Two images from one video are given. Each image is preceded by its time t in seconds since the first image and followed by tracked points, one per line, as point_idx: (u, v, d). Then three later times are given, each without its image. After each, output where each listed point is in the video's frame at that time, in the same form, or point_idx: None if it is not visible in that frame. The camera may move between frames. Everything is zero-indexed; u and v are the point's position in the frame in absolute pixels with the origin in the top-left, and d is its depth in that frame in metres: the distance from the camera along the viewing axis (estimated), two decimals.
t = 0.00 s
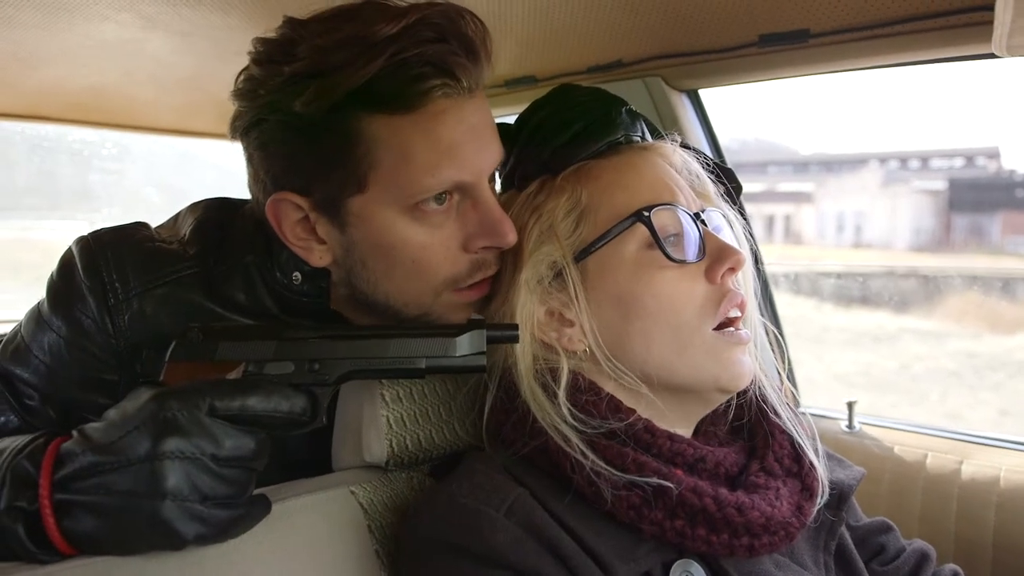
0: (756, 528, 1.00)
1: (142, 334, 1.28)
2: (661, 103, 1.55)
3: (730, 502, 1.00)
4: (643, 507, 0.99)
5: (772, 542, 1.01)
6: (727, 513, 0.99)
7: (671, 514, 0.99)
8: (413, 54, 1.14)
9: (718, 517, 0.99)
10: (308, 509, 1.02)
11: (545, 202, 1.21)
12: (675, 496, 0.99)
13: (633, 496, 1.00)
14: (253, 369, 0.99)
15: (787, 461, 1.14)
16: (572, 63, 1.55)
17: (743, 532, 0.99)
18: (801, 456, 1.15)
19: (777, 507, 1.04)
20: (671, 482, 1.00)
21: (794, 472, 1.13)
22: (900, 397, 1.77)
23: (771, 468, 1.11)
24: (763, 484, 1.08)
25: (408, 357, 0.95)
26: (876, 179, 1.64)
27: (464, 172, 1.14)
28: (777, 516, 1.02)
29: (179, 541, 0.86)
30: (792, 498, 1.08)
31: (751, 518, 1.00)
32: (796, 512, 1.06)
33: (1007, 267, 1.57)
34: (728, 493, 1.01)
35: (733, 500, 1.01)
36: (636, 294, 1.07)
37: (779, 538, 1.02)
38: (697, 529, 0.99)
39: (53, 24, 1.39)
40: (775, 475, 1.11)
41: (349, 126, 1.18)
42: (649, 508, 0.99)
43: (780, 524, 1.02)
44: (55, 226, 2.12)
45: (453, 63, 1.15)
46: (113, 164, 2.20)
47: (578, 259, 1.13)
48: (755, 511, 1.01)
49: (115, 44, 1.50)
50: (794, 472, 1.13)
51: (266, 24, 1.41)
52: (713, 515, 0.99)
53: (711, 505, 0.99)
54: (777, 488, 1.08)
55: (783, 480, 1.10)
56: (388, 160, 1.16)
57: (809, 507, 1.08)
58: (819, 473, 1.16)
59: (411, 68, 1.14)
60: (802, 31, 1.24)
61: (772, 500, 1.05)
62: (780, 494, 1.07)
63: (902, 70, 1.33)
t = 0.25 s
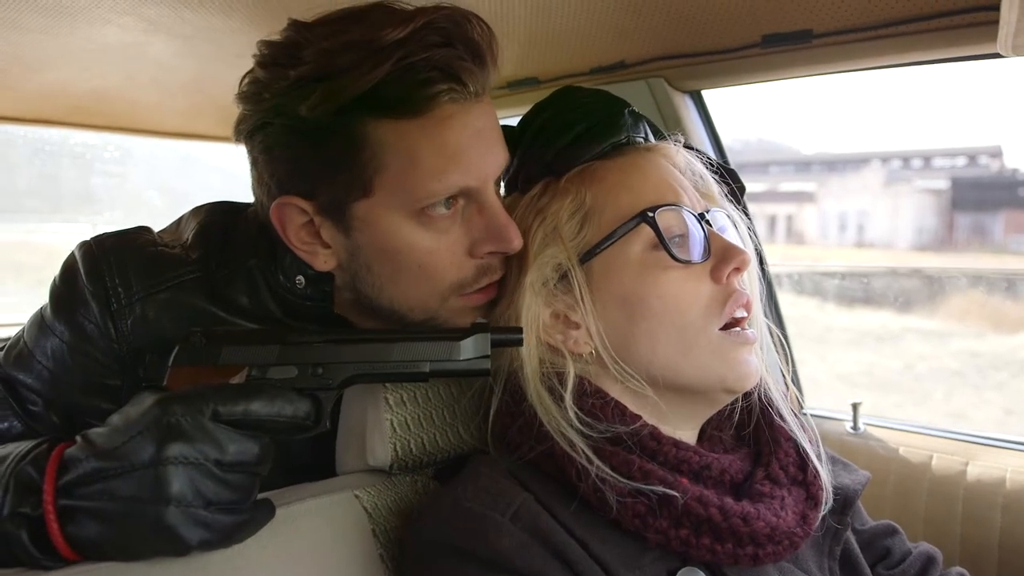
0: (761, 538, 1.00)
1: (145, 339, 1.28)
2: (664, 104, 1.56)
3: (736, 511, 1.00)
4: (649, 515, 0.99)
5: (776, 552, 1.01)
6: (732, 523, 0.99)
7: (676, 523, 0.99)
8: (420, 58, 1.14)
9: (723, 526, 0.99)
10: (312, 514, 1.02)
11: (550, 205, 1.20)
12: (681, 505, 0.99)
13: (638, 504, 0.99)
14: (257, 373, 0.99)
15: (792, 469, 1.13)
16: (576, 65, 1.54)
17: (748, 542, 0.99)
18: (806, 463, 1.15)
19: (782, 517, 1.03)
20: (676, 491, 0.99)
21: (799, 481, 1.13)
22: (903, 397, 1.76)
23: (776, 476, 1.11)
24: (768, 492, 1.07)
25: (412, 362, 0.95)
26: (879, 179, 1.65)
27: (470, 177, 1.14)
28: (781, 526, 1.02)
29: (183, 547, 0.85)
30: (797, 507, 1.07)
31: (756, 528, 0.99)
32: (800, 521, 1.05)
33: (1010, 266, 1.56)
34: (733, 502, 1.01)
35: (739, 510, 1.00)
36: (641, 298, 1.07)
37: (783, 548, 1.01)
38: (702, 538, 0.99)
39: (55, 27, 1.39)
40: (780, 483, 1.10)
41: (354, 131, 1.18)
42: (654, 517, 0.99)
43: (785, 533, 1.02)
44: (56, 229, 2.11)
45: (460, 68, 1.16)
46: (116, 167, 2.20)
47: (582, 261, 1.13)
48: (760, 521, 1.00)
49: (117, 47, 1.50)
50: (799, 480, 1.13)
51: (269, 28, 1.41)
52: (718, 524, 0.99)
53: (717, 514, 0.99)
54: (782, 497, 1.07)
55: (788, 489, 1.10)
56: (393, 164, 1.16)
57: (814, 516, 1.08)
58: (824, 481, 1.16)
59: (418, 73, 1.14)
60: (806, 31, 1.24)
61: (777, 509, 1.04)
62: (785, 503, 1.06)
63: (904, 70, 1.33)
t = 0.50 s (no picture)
0: (768, 545, 0.99)
1: (150, 343, 1.28)
2: (669, 105, 1.55)
3: (744, 518, 0.99)
4: (656, 522, 0.99)
5: (783, 558, 1.00)
6: (739, 530, 0.99)
7: (683, 529, 0.98)
8: (426, 61, 1.14)
9: (731, 533, 0.98)
10: (319, 518, 1.02)
11: (554, 207, 1.20)
12: (688, 511, 0.99)
13: (646, 509, 0.99)
14: (262, 377, 0.99)
15: (799, 475, 1.13)
16: (580, 66, 1.54)
17: (755, 549, 0.99)
18: (813, 469, 1.15)
19: (790, 524, 1.03)
20: (684, 497, 0.99)
21: (806, 487, 1.12)
22: (909, 397, 1.75)
23: (783, 482, 1.11)
24: (776, 499, 1.07)
25: (417, 364, 0.94)
26: (881, 179, 1.64)
27: (476, 180, 1.14)
28: (789, 533, 1.01)
29: (189, 551, 0.85)
30: (804, 514, 1.07)
31: (763, 535, 0.99)
32: (807, 528, 1.05)
33: (1015, 264, 1.55)
34: (741, 509, 1.00)
35: (746, 517, 1.00)
36: (647, 300, 1.06)
37: (790, 555, 1.01)
38: (709, 545, 0.98)
39: (59, 30, 1.39)
40: (787, 490, 1.10)
41: (359, 134, 1.17)
42: (661, 522, 0.99)
43: (792, 541, 1.01)
44: (58, 230, 2.13)
45: (466, 71, 1.16)
46: (120, 169, 2.20)
47: (587, 262, 1.12)
48: (768, 528, 1.00)
49: (121, 50, 1.50)
50: (806, 487, 1.12)
51: (273, 30, 1.40)
52: (726, 531, 0.98)
53: (724, 521, 0.98)
54: (789, 504, 1.07)
55: (796, 496, 1.10)
56: (399, 166, 1.16)
57: (821, 523, 1.08)
58: (831, 487, 1.16)
59: (424, 76, 1.14)
60: (810, 32, 1.23)
61: (784, 516, 1.04)
62: (792, 510, 1.06)
63: (908, 71, 1.32)
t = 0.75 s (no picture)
0: (773, 541, 0.99)
1: (153, 345, 1.28)
2: (671, 103, 1.55)
3: (749, 515, 0.99)
4: (661, 518, 0.98)
5: (789, 555, 1.00)
6: (745, 526, 0.98)
7: (688, 526, 0.98)
8: (428, 60, 1.14)
9: (736, 529, 0.98)
10: (323, 518, 1.01)
11: (557, 206, 1.20)
12: (694, 507, 0.98)
13: (651, 506, 0.99)
14: (265, 377, 0.99)
15: (805, 471, 1.12)
16: (582, 64, 1.54)
17: (761, 546, 0.98)
18: (819, 465, 1.14)
19: (796, 521, 1.03)
20: (689, 494, 0.99)
21: (812, 484, 1.12)
22: (912, 394, 1.76)
23: (789, 479, 1.10)
24: (782, 495, 1.07)
25: (420, 362, 0.94)
26: (884, 175, 1.65)
27: (479, 178, 1.14)
28: (794, 530, 1.01)
29: (193, 551, 0.85)
30: (810, 510, 1.06)
31: (769, 531, 0.99)
32: (813, 525, 1.05)
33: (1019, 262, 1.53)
34: (746, 505, 1.00)
35: (752, 513, 1.00)
36: (650, 298, 1.06)
37: (796, 552, 1.01)
38: (715, 541, 0.98)
39: (60, 32, 1.39)
40: (793, 486, 1.10)
41: (361, 133, 1.17)
42: (667, 519, 0.99)
43: (798, 537, 1.01)
44: (60, 233, 2.12)
45: (468, 69, 1.16)
46: (122, 171, 2.20)
47: (590, 261, 1.12)
48: (773, 525, 1.00)
49: (121, 52, 1.50)
50: (812, 483, 1.12)
51: (273, 31, 1.40)
52: (731, 527, 0.98)
53: (730, 517, 0.98)
54: (795, 501, 1.07)
55: (801, 492, 1.09)
56: (401, 166, 1.16)
57: (827, 519, 1.07)
58: (836, 484, 1.15)
59: (426, 74, 1.14)
60: (812, 28, 1.23)
61: (790, 513, 1.04)
62: (798, 506, 1.06)
63: (910, 67, 1.31)
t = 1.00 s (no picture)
0: (778, 527, 0.99)
1: (154, 341, 1.28)
2: (672, 100, 1.54)
3: (753, 501, 0.99)
4: (665, 506, 0.99)
5: (794, 542, 1.00)
6: (749, 512, 0.98)
7: (692, 513, 0.98)
8: (433, 59, 1.14)
9: (741, 515, 0.98)
10: (325, 514, 1.02)
11: (558, 202, 1.20)
12: (698, 494, 0.98)
13: (655, 495, 0.99)
14: (264, 372, 0.98)
15: (808, 461, 1.13)
16: (584, 61, 1.54)
17: (766, 532, 0.98)
18: (822, 455, 1.15)
19: (800, 507, 1.03)
20: (693, 481, 0.99)
21: (815, 472, 1.12)
22: (912, 392, 1.76)
23: (792, 468, 1.10)
24: (785, 483, 1.07)
25: (421, 357, 0.94)
26: (885, 174, 1.64)
27: (481, 177, 1.13)
28: (799, 516, 1.01)
29: (194, 546, 0.85)
30: (814, 498, 1.06)
31: (773, 517, 0.99)
32: (817, 512, 1.05)
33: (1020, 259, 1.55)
34: (750, 492, 1.00)
35: (756, 499, 1.00)
36: (652, 292, 1.06)
37: (801, 538, 1.01)
38: (719, 529, 0.98)
39: (62, 27, 1.38)
40: (796, 475, 1.10)
41: (364, 130, 1.17)
42: (670, 507, 0.99)
43: (802, 523, 1.01)
44: (60, 229, 2.12)
45: (472, 69, 1.16)
46: (123, 167, 2.20)
47: (592, 257, 1.12)
48: (777, 511, 1.00)
49: (123, 47, 1.50)
50: (815, 473, 1.12)
51: (276, 26, 1.40)
52: (735, 513, 0.98)
53: (733, 504, 0.98)
54: (799, 488, 1.06)
55: (805, 480, 1.09)
56: (404, 164, 1.16)
57: (831, 507, 1.07)
58: (841, 473, 1.15)
59: (430, 73, 1.14)
60: (815, 26, 1.23)
61: (795, 499, 1.03)
62: (801, 493, 1.06)
63: (912, 65, 1.31)
